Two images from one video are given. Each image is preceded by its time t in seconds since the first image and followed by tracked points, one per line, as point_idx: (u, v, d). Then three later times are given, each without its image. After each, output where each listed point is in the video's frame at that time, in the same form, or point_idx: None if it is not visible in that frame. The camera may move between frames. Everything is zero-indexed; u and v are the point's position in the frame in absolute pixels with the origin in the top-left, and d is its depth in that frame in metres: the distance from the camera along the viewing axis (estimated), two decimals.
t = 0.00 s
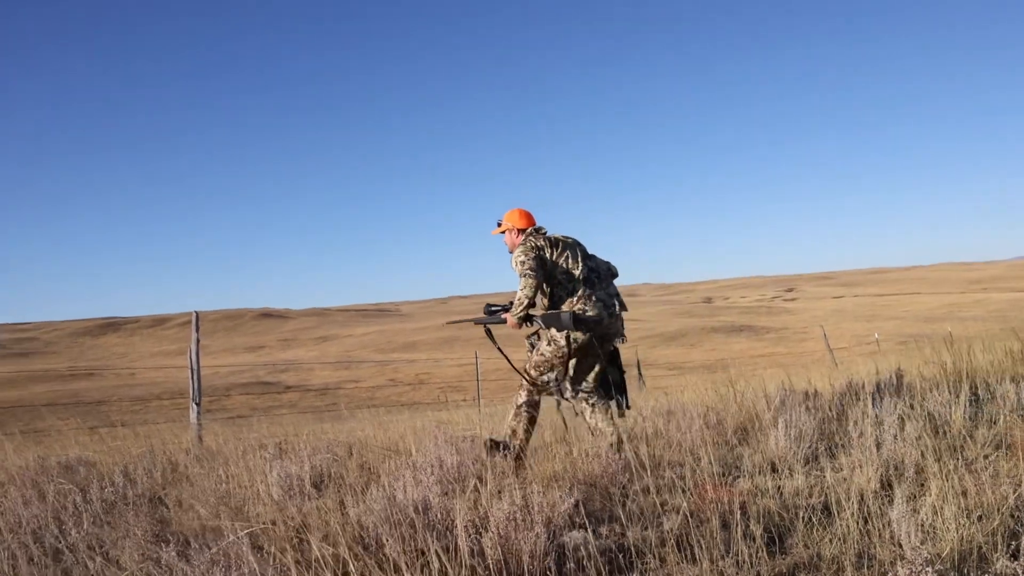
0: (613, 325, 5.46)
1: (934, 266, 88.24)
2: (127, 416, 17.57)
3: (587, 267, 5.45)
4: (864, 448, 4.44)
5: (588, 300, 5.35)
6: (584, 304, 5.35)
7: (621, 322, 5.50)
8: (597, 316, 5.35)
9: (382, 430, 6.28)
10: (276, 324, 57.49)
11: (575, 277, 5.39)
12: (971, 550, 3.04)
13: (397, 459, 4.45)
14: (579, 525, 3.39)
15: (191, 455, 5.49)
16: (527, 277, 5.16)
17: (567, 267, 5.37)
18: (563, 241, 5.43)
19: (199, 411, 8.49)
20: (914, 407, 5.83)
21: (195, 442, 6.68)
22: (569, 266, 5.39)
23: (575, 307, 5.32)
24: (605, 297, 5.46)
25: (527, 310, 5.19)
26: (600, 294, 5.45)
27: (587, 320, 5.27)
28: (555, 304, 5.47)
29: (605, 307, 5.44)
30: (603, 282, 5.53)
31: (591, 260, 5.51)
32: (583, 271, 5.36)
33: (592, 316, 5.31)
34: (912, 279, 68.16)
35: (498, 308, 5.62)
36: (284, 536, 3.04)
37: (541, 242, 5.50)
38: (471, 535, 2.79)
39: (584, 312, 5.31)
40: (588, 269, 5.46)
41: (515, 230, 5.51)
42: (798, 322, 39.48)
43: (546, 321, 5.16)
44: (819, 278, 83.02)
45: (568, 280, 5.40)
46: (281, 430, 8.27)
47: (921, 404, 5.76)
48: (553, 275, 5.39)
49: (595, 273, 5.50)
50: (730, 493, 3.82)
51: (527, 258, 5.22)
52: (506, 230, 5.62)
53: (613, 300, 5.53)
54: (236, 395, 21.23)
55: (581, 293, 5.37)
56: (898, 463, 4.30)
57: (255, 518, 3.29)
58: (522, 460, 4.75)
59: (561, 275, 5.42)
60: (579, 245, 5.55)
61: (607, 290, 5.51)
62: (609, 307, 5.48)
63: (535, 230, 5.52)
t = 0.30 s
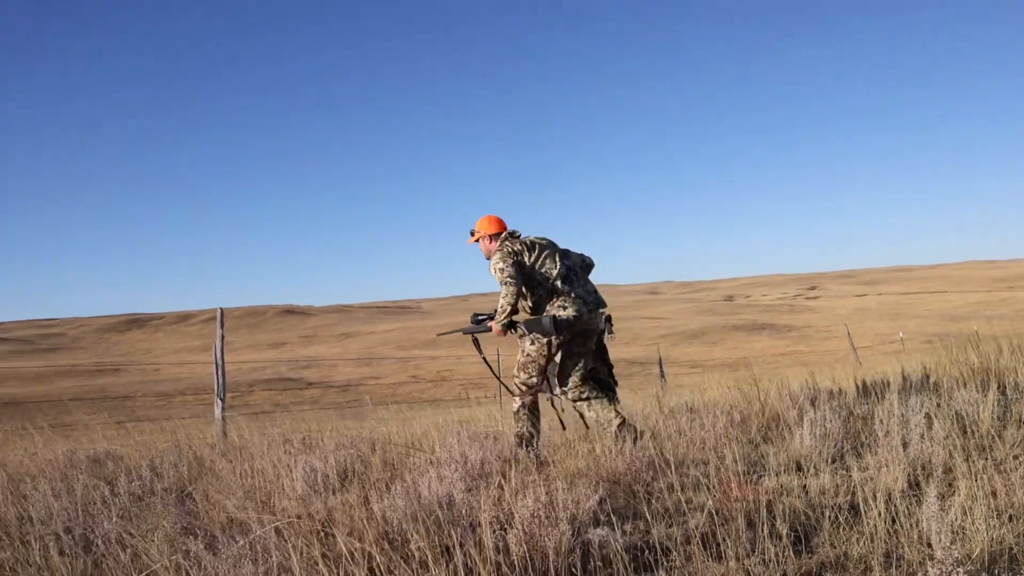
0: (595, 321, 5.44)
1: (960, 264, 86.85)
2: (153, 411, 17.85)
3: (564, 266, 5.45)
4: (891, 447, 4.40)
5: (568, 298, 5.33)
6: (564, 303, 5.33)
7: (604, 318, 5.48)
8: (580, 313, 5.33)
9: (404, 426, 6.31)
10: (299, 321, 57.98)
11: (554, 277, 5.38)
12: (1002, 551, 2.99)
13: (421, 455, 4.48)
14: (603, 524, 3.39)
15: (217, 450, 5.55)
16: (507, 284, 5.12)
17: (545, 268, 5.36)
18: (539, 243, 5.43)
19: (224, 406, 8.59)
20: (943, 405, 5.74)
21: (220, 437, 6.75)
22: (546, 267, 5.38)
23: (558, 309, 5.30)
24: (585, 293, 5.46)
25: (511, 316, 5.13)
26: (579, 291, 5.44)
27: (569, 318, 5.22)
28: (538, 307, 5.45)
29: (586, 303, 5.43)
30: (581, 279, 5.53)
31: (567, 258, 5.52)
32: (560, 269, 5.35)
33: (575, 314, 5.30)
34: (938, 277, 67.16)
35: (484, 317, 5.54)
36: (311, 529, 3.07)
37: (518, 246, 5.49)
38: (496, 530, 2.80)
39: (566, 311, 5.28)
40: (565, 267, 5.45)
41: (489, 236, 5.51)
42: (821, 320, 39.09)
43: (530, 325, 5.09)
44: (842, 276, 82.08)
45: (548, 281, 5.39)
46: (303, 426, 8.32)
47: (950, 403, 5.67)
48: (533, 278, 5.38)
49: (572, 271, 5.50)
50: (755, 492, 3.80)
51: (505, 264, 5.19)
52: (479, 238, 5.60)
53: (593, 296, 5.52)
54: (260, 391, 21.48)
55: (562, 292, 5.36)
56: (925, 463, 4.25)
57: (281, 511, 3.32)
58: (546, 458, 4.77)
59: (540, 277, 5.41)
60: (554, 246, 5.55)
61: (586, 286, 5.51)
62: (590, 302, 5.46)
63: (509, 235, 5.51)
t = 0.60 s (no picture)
0: (583, 321, 5.38)
1: (988, 261, 85.34)
2: (178, 406, 18.13)
3: (555, 265, 5.37)
4: (918, 445, 4.35)
5: (557, 297, 5.26)
6: (554, 302, 5.27)
7: (592, 318, 5.42)
8: (567, 312, 5.26)
9: (427, 422, 6.34)
10: (321, 318, 58.44)
11: (543, 276, 5.31)
12: None
13: (445, 451, 4.52)
14: (628, 520, 3.39)
15: (241, 445, 5.62)
16: (493, 283, 5.19)
17: (535, 267, 5.31)
18: (532, 243, 5.37)
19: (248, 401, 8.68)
20: (970, 403, 5.66)
21: (244, 432, 6.83)
22: (537, 266, 5.31)
23: (544, 308, 5.25)
24: (575, 292, 5.38)
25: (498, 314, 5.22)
26: (570, 289, 5.36)
27: (556, 318, 5.20)
28: (528, 305, 5.46)
29: (576, 303, 5.35)
30: (572, 279, 5.45)
31: (559, 257, 5.44)
32: (550, 269, 5.29)
33: (561, 314, 5.23)
34: (965, 274, 66.02)
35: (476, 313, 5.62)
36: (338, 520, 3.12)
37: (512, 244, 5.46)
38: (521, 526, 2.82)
39: (554, 310, 5.24)
40: (556, 267, 5.38)
41: (484, 234, 5.47)
42: (844, 317, 38.65)
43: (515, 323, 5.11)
44: (866, 273, 81.03)
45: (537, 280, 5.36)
46: (326, 421, 8.41)
47: (979, 401, 5.58)
48: (522, 277, 5.37)
49: (563, 270, 5.41)
50: (780, 489, 3.78)
51: (495, 264, 5.23)
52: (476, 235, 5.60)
53: (583, 296, 5.43)
54: (283, 387, 21.71)
55: (549, 291, 5.29)
56: (954, 461, 4.19)
57: (308, 504, 3.36)
58: (570, 454, 4.80)
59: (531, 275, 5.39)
60: (548, 244, 5.47)
61: (577, 286, 5.42)
62: (579, 302, 5.39)
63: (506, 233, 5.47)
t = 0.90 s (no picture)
0: (570, 324, 5.56)
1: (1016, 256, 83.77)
2: (202, 400, 18.40)
3: (546, 269, 5.54)
4: (941, 442, 4.29)
5: (547, 298, 5.43)
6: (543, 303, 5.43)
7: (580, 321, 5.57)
8: (554, 314, 5.39)
9: (446, 417, 6.37)
10: (343, 313, 58.82)
11: (534, 278, 5.48)
12: None
13: (463, 446, 4.55)
14: (646, 516, 3.38)
15: (263, 439, 5.69)
16: (485, 277, 5.27)
17: (527, 268, 5.47)
18: (528, 244, 5.52)
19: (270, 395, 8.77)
20: (995, 400, 5.56)
21: (266, 426, 6.91)
22: (529, 268, 5.49)
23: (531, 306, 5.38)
24: (563, 296, 5.56)
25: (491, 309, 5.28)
26: (558, 293, 5.54)
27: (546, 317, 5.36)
28: (516, 304, 5.60)
29: (564, 306, 5.52)
30: (562, 284, 5.61)
31: (552, 262, 5.61)
32: (542, 271, 5.46)
33: (547, 314, 5.38)
34: (992, 269, 64.89)
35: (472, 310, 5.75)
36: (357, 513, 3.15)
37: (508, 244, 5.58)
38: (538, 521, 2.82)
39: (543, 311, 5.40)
40: (547, 270, 5.55)
41: (484, 231, 5.48)
42: (867, 313, 38.18)
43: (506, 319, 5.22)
44: (890, 268, 79.96)
45: (528, 280, 5.50)
46: (346, 416, 8.47)
47: (1004, 398, 5.48)
48: (513, 276, 5.50)
49: (554, 275, 5.58)
50: (800, 487, 3.75)
51: (489, 260, 5.33)
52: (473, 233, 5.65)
53: (571, 301, 5.58)
54: (305, 382, 21.93)
55: (538, 292, 5.45)
56: (977, 459, 4.13)
57: (328, 497, 3.38)
58: (588, 451, 4.81)
59: (522, 275, 5.53)
60: (543, 248, 5.64)
61: (566, 291, 5.57)
62: (567, 306, 5.56)
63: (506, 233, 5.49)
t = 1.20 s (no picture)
0: (558, 324, 5.68)
1: None
2: (227, 395, 18.65)
3: (535, 270, 5.69)
4: (952, 441, 4.25)
5: (536, 298, 5.57)
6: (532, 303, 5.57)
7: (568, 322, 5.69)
8: (538, 312, 5.52)
9: (460, 414, 6.40)
10: (365, 307, 59.22)
11: (521, 278, 5.63)
12: None
13: (473, 444, 4.58)
14: (650, 514, 3.40)
15: (278, 435, 5.76)
16: (479, 276, 5.44)
17: (515, 268, 5.63)
18: (519, 246, 5.70)
19: (288, 392, 8.85)
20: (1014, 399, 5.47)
21: (283, 422, 6.99)
22: (519, 269, 5.63)
23: (517, 303, 5.53)
24: (552, 297, 5.70)
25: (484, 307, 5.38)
26: (546, 295, 5.68)
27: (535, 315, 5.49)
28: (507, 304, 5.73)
29: (552, 306, 5.66)
30: (549, 285, 5.74)
31: (541, 264, 5.77)
32: (531, 272, 5.62)
33: (532, 310, 5.50)
34: None
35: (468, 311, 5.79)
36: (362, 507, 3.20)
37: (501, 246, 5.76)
38: (540, 515, 2.86)
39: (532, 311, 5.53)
40: (536, 271, 5.70)
41: (478, 234, 5.67)
42: (893, 308, 37.65)
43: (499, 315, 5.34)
44: (918, 262, 78.70)
45: (518, 281, 5.65)
46: (364, 412, 8.54)
47: None
48: (503, 276, 5.66)
49: (542, 276, 5.73)
50: (808, 487, 3.74)
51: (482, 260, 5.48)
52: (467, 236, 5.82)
53: (558, 301, 5.71)
54: (327, 376, 22.15)
55: (525, 291, 5.59)
56: (988, 458, 4.09)
57: (336, 491, 3.42)
58: (598, 450, 4.82)
59: (512, 277, 5.68)
60: (534, 251, 5.80)
61: (553, 292, 5.70)
62: (554, 307, 5.70)
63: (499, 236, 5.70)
